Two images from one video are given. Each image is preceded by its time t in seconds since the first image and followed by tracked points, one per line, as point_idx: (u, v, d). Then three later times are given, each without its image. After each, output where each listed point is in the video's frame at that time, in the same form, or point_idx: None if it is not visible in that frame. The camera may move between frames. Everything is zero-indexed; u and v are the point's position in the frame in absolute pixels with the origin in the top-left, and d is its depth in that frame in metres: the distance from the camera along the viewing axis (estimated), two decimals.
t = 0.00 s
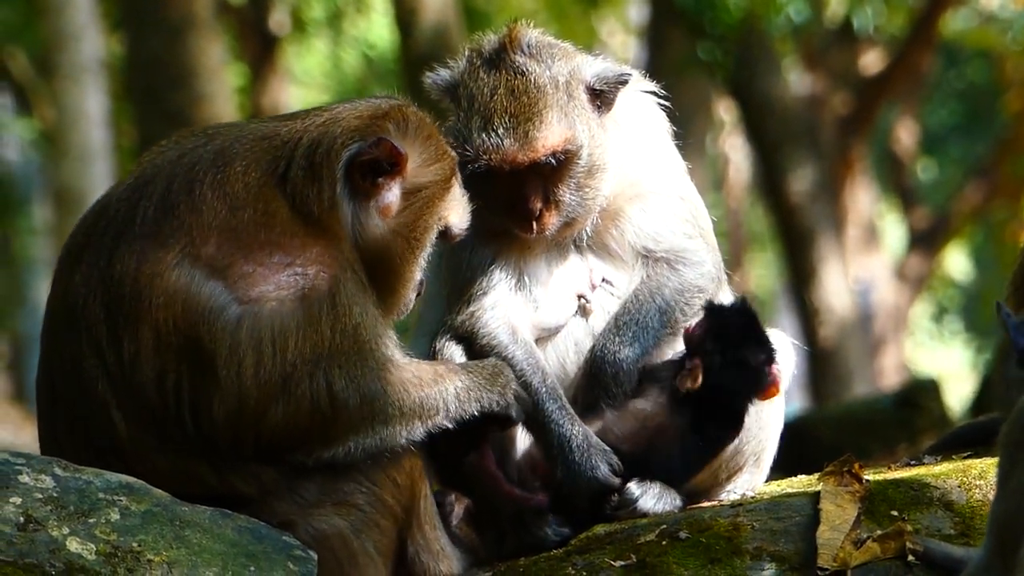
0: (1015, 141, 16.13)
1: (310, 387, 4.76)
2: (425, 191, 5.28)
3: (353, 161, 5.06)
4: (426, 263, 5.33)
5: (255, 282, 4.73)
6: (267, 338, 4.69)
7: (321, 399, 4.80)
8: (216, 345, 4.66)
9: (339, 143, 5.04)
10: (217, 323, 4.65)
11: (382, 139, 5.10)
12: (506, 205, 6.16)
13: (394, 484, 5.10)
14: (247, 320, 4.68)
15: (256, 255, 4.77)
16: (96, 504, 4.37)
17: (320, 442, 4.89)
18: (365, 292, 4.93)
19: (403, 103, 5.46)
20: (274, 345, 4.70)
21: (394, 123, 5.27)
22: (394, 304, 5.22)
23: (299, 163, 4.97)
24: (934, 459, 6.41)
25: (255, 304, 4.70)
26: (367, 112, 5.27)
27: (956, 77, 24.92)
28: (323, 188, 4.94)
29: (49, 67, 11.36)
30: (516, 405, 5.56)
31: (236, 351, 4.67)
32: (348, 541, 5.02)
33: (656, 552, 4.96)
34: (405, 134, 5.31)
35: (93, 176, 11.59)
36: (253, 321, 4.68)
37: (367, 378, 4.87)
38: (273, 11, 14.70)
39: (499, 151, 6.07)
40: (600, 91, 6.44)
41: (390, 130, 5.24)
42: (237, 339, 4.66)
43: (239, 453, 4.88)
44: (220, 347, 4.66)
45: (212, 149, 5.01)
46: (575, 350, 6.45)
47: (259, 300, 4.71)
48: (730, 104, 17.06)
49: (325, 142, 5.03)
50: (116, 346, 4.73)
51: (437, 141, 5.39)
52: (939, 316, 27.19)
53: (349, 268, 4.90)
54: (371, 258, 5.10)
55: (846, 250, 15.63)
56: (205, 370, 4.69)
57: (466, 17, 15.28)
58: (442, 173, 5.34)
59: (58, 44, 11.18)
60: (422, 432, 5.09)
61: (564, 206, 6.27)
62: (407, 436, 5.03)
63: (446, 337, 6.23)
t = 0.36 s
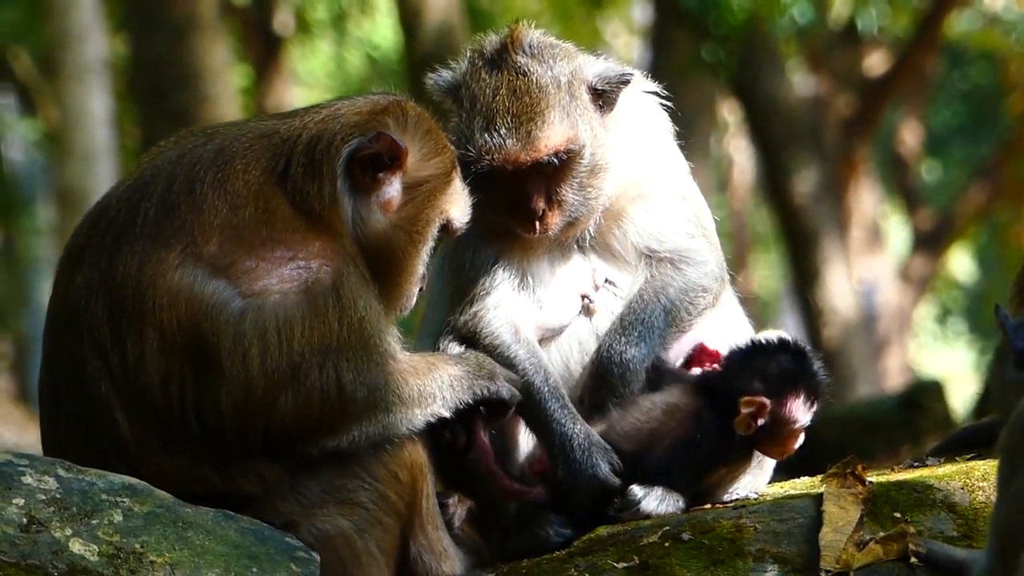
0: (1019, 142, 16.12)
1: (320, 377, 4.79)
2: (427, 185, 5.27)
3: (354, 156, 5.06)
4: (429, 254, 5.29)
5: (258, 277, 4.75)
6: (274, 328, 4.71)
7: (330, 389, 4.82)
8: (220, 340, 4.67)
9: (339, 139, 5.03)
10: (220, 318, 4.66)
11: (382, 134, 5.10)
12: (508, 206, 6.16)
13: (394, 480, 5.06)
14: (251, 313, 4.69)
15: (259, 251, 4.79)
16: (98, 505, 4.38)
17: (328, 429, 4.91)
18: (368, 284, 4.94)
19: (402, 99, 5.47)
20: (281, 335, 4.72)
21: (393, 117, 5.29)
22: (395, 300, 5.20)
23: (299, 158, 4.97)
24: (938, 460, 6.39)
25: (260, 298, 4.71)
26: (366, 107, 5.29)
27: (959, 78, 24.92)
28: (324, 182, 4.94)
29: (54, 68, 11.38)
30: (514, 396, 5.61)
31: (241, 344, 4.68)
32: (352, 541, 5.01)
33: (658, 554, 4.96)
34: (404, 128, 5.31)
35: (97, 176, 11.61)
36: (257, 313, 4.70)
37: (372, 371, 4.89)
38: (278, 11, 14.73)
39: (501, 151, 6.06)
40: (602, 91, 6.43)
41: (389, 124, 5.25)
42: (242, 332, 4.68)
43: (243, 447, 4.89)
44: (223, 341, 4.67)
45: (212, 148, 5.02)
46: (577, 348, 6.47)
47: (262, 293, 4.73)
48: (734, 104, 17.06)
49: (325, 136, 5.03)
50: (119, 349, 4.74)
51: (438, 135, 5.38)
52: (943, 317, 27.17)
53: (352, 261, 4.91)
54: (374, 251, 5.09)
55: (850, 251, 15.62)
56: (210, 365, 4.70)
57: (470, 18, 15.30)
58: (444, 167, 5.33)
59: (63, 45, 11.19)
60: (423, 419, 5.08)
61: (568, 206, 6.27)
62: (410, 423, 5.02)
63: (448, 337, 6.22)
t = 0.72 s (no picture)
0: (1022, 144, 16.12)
1: (316, 388, 4.78)
2: (423, 181, 5.30)
3: (352, 153, 5.07)
4: (427, 250, 5.34)
5: (255, 283, 4.71)
6: (270, 338, 4.69)
7: (327, 401, 4.81)
8: (219, 348, 4.66)
9: (336, 137, 5.04)
10: (218, 324, 4.65)
11: (380, 131, 5.11)
12: (518, 206, 6.14)
13: (398, 486, 5.13)
14: (250, 321, 4.67)
15: (256, 255, 4.76)
16: (101, 506, 4.38)
17: (326, 443, 4.90)
18: (364, 286, 4.95)
19: (397, 95, 5.49)
20: (277, 346, 4.70)
21: (391, 114, 5.31)
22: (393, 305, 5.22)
23: (297, 160, 4.97)
24: (939, 462, 6.41)
25: (257, 305, 4.69)
26: (364, 104, 5.30)
27: (961, 80, 24.92)
28: (321, 184, 4.93)
29: (56, 68, 11.39)
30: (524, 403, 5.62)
31: (239, 354, 4.67)
32: (354, 541, 5.01)
33: (661, 555, 4.96)
34: (402, 125, 5.34)
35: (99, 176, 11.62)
36: (255, 322, 4.68)
37: (371, 380, 4.89)
38: (279, 13, 14.75)
39: (510, 153, 6.04)
40: (607, 90, 6.42)
41: (387, 121, 5.27)
42: (239, 339, 4.66)
43: (244, 453, 4.89)
44: (222, 349, 4.66)
45: (209, 149, 5.02)
46: (581, 348, 6.48)
47: (260, 300, 4.70)
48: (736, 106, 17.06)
49: (321, 135, 5.03)
50: (120, 353, 4.75)
51: (434, 130, 5.43)
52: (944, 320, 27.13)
53: (350, 265, 4.91)
54: (371, 251, 5.11)
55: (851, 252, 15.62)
56: (210, 374, 4.71)
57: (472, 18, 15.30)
58: (440, 164, 5.37)
59: (65, 46, 11.20)
60: (425, 438, 5.12)
61: (574, 206, 6.26)
62: (410, 440, 5.06)
63: (450, 339, 6.20)
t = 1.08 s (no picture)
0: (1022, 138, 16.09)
1: (320, 387, 4.77)
2: (421, 172, 5.30)
3: (350, 143, 5.07)
4: (426, 242, 5.34)
5: (256, 280, 4.71)
6: (273, 337, 4.69)
7: (332, 401, 4.81)
8: (222, 348, 4.66)
9: (333, 129, 5.03)
10: (220, 323, 4.65)
11: (377, 121, 5.11)
12: (529, 205, 6.14)
13: (399, 486, 5.15)
14: (251, 320, 4.67)
15: (256, 252, 4.76)
16: (102, 501, 4.38)
17: (332, 445, 4.90)
18: (365, 281, 4.94)
19: (395, 88, 5.48)
20: (280, 344, 4.70)
21: (387, 106, 5.31)
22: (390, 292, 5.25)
23: (295, 154, 4.96)
24: (941, 456, 6.41)
25: (258, 304, 4.69)
26: (361, 97, 5.29)
27: (962, 75, 24.91)
28: (319, 176, 4.93)
29: (56, 65, 11.39)
30: (522, 398, 5.67)
31: (242, 353, 4.67)
32: (355, 537, 5.02)
33: (663, 549, 4.96)
34: (399, 116, 5.34)
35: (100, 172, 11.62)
36: (257, 321, 4.68)
37: (375, 379, 4.88)
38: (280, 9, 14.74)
39: (522, 153, 6.05)
40: (618, 88, 6.43)
41: (383, 112, 5.27)
42: (241, 338, 4.66)
43: (248, 453, 4.89)
44: (225, 348, 4.66)
45: (208, 144, 5.02)
46: (582, 344, 6.41)
47: (260, 299, 4.70)
48: (737, 101, 17.04)
49: (319, 127, 5.03)
50: (121, 350, 4.76)
51: (432, 121, 5.43)
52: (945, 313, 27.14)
53: (349, 260, 4.92)
54: (368, 242, 5.11)
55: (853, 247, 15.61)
56: (214, 374, 4.71)
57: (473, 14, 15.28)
58: (437, 154, 5.36)
59: (66, 42, 11.19)
60: (425, 446, 5.13)
61: (583, 203, 6.27)
62: (412, 448, 5.06)
63: (452, 336, 6.23)
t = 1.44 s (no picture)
0: None
1: (315, 389, 4.78)
2: (418, 167, 5.32)
3: (349, 138, 5.09)
4: (421, 236, 5.36)
5: (254, 281, 4.72)
6: (272, 339, 4.71)
7: (328, 403, 4.82)
8: (223, 351, 4.68)
9: (330, 125, 5.03)
10: (221, 327, 4.67)
11: (374, 117, 5.13)
12: (535, 203, 6.12)
13: (404, 484, 5.14)
14: (251, 322, 4.69)
15: (254, 253, 4.76)
16: (106, 501, 4.38)
17: (328, 446, 4.91)
18: (363, 279, 4.95)
19: (391, 82, 5.46)
20: (280, 346, 4.72)
21: (383, 101, 5.28)
22: (389, 287, 5.25)
23: (293, 151, 4.96)
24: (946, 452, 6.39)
25: (257, 306, 4.70)
26: (356, 93, 5.27)
27: (964, 71, 24.88)
28: (317, 174, 4.93)
29: (58, 65, 11.38)
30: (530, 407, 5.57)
31: (242, 355, 4.69)
32: (360, 537, 5.03)
33: (667, 547, 4.96)
34: (396, 111, 5.32)
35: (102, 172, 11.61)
36: (256, 323, 4.70)
37: (373, 378, 4.87)
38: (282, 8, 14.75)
39: (527, 152, 6.07)
40: (618, 83, 6.44)
41: (380, 108, 5.25)
42: (242, 341, 4.68)
43: (250, 454, 4.91)
44: (226, 352, 4.68)
45: (204, 143, 5.01)
46: (583, 343, 6.40)
47: (259, 300, 4.71)
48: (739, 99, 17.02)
49: (317, 122, 5.03)
50: (122, 353, 4.76)
51: (428, 116, 5.43)
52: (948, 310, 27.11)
53: (347, 258, 4.92)
54: (366, 237, 5.13)
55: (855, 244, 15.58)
56: (215, 376, 4.74)
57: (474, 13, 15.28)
58: (434, 149, 5.39)
59: (68, 42, 11.19)
60: (428, 445, 5.08)
61: (589, 200, 6.25)
62: (414, 447, 5.02)
63: (453, 340, 6.23)
